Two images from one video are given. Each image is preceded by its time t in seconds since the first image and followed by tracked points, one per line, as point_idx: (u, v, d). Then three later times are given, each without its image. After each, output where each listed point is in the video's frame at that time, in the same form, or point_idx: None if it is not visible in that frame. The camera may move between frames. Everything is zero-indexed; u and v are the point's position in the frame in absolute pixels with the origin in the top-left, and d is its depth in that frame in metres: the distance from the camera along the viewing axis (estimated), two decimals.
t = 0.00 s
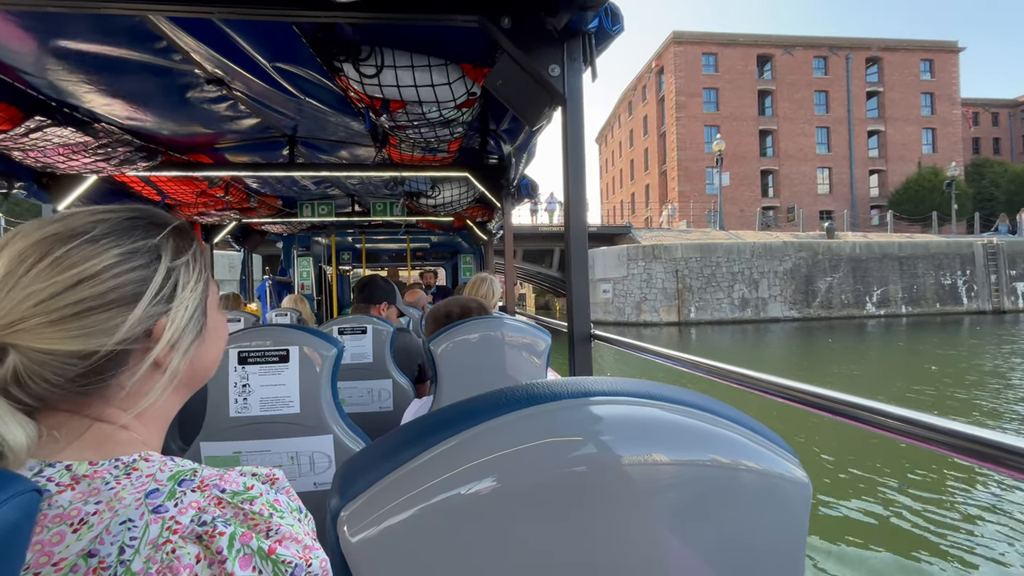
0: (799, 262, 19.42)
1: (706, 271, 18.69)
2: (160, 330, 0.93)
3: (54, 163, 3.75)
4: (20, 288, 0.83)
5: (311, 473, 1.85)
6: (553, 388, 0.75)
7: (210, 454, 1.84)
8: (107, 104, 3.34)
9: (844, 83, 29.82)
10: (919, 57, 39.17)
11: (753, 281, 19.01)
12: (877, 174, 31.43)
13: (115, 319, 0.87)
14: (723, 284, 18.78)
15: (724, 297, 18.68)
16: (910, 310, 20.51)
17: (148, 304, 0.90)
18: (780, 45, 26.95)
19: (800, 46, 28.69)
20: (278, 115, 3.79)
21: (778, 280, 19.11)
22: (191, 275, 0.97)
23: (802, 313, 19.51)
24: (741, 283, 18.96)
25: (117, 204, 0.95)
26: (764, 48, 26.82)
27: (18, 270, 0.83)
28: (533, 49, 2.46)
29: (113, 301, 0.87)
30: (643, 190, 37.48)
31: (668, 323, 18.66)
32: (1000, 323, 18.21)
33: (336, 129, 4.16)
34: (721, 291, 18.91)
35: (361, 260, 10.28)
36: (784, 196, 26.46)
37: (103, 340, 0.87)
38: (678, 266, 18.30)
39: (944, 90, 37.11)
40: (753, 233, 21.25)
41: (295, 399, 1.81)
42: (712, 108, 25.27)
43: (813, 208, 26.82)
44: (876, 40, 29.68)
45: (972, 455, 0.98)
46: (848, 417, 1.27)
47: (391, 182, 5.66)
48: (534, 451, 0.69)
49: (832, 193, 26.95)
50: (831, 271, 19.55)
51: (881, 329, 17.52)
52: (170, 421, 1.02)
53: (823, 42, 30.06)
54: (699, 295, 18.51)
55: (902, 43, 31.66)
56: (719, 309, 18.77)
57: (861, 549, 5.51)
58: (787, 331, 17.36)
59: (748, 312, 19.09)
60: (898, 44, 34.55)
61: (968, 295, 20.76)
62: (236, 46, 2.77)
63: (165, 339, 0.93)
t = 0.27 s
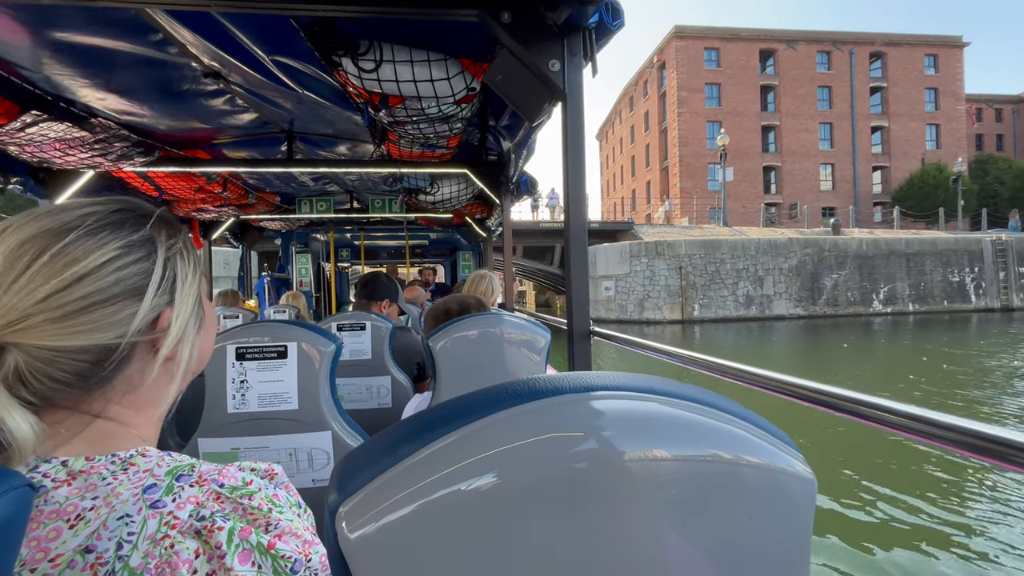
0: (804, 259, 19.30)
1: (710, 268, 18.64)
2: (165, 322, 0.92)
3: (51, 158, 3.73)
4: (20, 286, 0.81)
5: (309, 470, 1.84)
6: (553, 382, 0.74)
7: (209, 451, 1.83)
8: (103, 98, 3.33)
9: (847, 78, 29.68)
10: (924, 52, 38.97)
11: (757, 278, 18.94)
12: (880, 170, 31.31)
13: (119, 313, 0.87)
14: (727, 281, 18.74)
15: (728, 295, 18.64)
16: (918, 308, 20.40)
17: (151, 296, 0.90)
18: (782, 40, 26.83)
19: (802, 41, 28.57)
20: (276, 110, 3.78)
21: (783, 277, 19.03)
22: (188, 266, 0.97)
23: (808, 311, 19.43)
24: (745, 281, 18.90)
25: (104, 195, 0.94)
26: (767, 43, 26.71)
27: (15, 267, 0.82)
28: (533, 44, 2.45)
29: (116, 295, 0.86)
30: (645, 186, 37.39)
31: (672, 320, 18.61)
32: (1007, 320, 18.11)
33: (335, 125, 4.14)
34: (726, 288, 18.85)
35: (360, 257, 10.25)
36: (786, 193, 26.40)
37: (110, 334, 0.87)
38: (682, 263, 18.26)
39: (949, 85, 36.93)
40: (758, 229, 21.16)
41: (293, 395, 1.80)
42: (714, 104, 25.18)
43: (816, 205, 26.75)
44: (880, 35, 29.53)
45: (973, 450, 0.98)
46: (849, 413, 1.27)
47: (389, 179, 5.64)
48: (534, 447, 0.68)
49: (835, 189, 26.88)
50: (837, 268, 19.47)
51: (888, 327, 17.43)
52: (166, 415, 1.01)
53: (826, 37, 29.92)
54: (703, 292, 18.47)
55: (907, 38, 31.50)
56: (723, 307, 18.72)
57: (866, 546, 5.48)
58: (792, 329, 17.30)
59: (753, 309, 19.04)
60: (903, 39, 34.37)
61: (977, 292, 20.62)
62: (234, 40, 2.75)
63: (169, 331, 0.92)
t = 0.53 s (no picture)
0: (811, 257, 19.18)
1: (715, 265, 18.57)
2: (163, 315, 0.92)
3: (49, 154, 3.72)
4: (17, 284, 0.80)
5: (308, 467, 1.83)
6: (552, 381, 0.74)
7: (207, 448, 1.83)
8: (102, 94, 3.32)
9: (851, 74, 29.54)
10: (929, 47, 38.78)
11: (763, 276, 18.86)
12: (884, 167, 31.21)
13: (115, 308, 0.86)
14: (733, 278, 18.67)
15: (733, 293, 18.59)
16: (926, 306, 20.31)
17: (148, 289, 0.89)
18: (786, 36, 26.68)
19: (806, 36, 28.44)
20: (276, 107, 3.77)
21: (790, 274, 18.95)
22: (181, 258, 0.97)
23: (815, 308, 19.34)
24: (751, 278, 18.82)
25: (91, 191, 0.93)
26: (771, 38, 26.58)
27: (9, 266, 0.81)
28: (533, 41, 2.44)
29: (112, 291, 0.86)
30: (647, 183, 37.32)
31: (676, 318, 18.55)
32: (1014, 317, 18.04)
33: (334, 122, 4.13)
34: (731, 286, 18.78)
35: (359, 254, 10.23)
36: (790, 190, 26.31)
37: (109, 329, 0.86)
38: (686, 260, 18.20)
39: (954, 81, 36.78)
40: (763, 226, 21.07)
41: (292, 393, 1.79)
42: (717, 100, 25.07)
43: (819, 202, 26.67)
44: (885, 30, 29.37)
45: (972, 450, 0.97)
46: (848, 412, 1.27)
47: (389, 176, 5.63)
48: (533, 446, 0.68)
49: (838, 187, 26.79)
50: (844, 266, 19.37)
51: (897, 326, 17.33)
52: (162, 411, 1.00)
53: (830, 32, 29.75)
54: (708, 290, 18.40)
55: (912, 33, 31.33)
56: (729, 305, 18.65)
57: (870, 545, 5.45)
58: (799, 328, 17.23)
59: (758, 307, 18.98)
60: (908, 35, 34.21)
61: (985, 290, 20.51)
62: (233, 36, 2.74)
63: (168, 325, 0.92)
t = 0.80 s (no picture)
0: (818, 255, 19.07)
1: (721, 264, 18.50)
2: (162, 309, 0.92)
3: (48, 151, 3.73)
4: (16, 282, 0.80)
5: (306, 466, 1.83)
6: (550, 379, 0.73)
7: (207, 445, 1.83)
8: (101, 92, 3.31)
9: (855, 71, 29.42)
10: (935, 43, 38.65)
11: (770, 275, 18.79)
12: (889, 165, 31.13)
13: (115, 303, 0.86)
14: (738, 277, 18.61)
15: (739, 292, 18.54)
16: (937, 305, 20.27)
17: (146, 283, 0.89)
18: (790, 32, 26.55)
19: (810, 32, 28.29)
20: (275, 105, 3.76)
21: (797, 273, 18.89)
22: (174, 252, 0.97)
23: (822, 308, 19.30)
24: (758, 277, 18.76)
25: (78, 184, 0.92)
26: (774, 35, 26.44)
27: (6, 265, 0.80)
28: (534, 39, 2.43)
29: (111, 285, 0.86)
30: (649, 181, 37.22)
31: (681, 318, 18.47)
32: None
33: (334, 120, 4.12)
34: (737, 285, 18.72)
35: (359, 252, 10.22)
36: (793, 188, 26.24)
37: (110, 324, 0.86)
38: (691, 259, 18.14)
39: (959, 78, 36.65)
40: (770, 224, 21.00)
41: (291, 391, 1.79)
42: (719, 97, 24.97)
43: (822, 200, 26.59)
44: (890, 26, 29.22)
45: (972, 451, 0.97)
46: (849, 412, 1.27)
47: (389, 175, 5.63)
48: (532, 445, 0.67)
49: (842, 184, 26.71)
50: (853, 264, 19.30)
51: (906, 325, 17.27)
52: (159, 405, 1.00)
53: (834, 28, 29.59)
54: (713, 289, 18.33)
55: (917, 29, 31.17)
56: (735, 304, 18.60)
57: (875, 543, 5.44)
58: (805, 328, 17.18)
59: (765, 306, 18.92)
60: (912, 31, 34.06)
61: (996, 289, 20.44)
62: (234, 34, 2.74)
63: (167, 317, 0.92)
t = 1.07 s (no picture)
0: (827, 254, 19.00)
1: (727, 263, 18.46)
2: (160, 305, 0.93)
3: (50, 148, 3.75)
4: (15, 282, 0.80)
5: (307, 463, 1.84)
6: (549, 376, 0.74)
7: (207, 443, 1.83)
8: (102, 89, 3.31)
9: (859, 68, 29.31)
10: (940, 41, 38.50)
11: (777, 274, 18.73)
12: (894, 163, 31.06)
13: (114, 300, 0.87)
14: (745, 277, 18.56)
15: (746, 292, 18.49)
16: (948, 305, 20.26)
17: (143, 279, 0.90)
18: (794, 29, 26.42)
19: (815, 29, 28.16)
20: (276, 104, 3.77)
21: (805, 272, 18.85)
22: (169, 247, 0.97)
23: (830, 308, 19.30)
24: (765, 277, 18.71)
25: (68, 181, 0.92)
26: (778, 32, 26.33)
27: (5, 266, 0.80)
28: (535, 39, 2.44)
29: (109, 283, 0.86)
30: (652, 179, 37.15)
31: (687, 318, 18.40)
32: None
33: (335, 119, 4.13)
34: (743, 284, 18.67)
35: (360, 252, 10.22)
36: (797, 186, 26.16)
37: (111, 321, 0.87)
38: (696, 258, 18.09)
39: (966, 75, 36.53)
40: (776, 224, 20.95)
41: (291, 389, 1.79)
42: (723, 95, 24.89)
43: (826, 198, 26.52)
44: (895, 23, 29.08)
45: (970, 450, 0.98)
46: (848, 412, 1.27)
47: (390, 174, 5.64)
48: (532, 441, 0.68)
49: (847, 183, 26.62)
50: (862, 264, 19.27)
51: (916, 326, 17.24)
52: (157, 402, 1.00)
53: (839, 25, 29.44)
54: (719, 289, 18.29)
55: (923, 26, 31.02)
56: (741, 304, 18.55)
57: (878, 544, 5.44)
58: (813, 329, 17.15)
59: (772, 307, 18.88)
60: (917, 28, 33.91)
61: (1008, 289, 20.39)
62: (235, 32, 2.74)
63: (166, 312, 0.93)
